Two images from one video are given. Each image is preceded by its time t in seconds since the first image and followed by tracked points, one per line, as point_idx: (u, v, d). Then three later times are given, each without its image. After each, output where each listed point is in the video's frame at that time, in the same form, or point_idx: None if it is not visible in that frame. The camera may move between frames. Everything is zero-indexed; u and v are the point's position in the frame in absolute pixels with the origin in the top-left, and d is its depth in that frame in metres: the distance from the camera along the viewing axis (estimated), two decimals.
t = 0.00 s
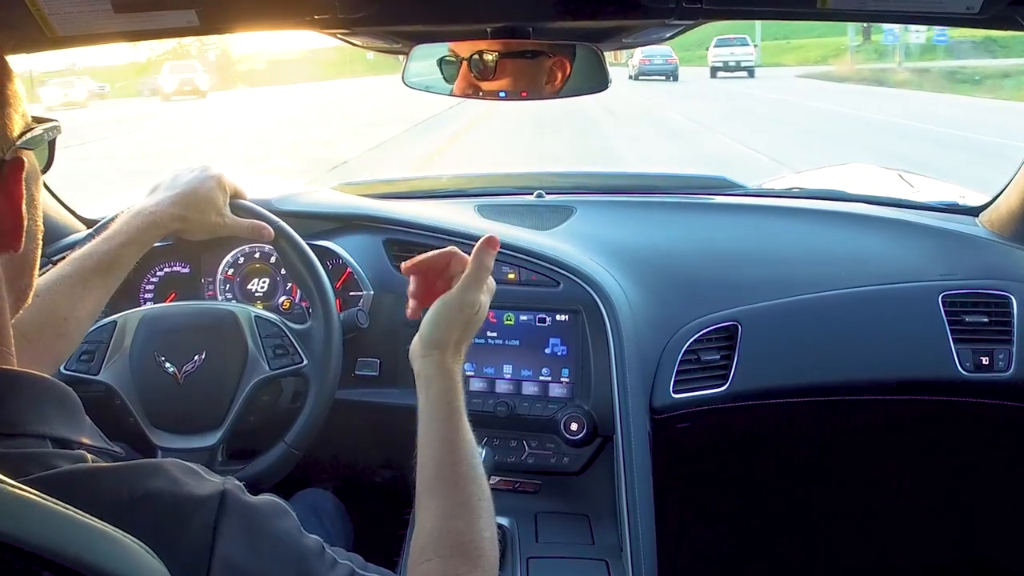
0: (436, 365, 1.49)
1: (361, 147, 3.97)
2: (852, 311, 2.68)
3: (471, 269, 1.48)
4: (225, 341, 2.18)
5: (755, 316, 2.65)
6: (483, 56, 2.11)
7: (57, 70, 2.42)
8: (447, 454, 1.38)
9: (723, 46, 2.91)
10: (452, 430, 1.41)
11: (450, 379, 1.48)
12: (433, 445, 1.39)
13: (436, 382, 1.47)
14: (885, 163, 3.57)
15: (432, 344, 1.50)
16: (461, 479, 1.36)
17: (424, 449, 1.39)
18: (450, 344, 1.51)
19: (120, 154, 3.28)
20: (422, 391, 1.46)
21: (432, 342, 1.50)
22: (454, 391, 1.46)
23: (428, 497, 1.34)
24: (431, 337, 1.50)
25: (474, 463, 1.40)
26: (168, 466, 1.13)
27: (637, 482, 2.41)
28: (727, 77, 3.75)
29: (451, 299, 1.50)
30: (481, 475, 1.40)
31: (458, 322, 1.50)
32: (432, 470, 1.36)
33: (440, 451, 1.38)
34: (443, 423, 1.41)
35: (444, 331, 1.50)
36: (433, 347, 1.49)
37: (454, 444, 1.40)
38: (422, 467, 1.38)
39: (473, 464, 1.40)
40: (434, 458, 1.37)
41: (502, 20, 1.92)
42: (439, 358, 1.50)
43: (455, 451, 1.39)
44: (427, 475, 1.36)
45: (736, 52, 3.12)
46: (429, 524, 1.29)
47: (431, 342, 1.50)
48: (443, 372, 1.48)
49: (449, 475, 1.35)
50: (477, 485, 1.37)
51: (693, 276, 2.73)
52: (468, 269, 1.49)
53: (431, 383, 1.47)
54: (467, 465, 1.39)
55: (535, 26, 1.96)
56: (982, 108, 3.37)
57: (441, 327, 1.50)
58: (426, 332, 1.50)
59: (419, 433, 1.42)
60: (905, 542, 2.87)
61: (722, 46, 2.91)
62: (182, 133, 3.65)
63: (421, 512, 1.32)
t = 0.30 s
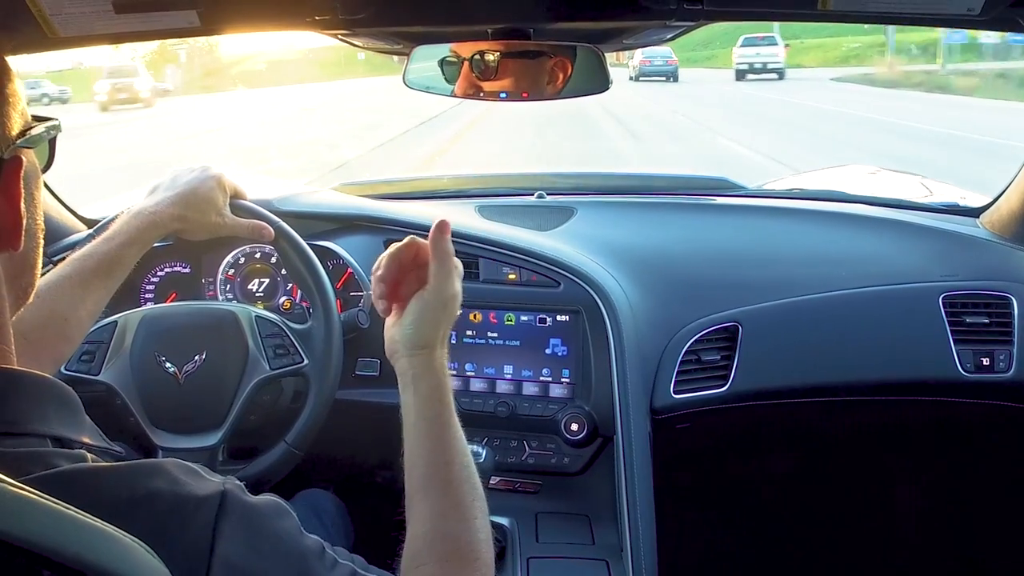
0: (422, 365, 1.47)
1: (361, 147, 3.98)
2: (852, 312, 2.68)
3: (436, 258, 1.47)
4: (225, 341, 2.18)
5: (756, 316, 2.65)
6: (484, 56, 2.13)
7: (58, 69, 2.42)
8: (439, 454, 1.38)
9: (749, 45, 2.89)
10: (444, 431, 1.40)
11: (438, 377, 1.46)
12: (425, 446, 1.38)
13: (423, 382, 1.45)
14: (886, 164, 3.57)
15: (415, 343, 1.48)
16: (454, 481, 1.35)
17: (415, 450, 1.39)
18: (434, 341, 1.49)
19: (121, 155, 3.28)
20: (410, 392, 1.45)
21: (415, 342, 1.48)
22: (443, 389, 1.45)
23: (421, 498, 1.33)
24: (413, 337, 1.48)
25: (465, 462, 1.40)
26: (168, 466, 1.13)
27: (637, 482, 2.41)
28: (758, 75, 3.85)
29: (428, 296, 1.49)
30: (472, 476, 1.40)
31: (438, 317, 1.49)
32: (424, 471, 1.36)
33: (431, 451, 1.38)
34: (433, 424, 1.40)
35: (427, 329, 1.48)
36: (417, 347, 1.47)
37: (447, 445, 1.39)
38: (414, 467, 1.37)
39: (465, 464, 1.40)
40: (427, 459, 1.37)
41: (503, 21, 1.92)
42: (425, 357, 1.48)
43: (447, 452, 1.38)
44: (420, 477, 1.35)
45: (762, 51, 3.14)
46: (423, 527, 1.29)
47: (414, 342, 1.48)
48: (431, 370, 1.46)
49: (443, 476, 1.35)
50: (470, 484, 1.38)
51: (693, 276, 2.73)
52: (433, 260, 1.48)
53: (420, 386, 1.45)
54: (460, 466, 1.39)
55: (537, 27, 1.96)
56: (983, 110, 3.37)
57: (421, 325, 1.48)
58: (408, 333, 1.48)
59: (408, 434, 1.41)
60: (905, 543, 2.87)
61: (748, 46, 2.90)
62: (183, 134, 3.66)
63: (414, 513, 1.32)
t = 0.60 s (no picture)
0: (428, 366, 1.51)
1: (362, 147, 3.98)
2: (853, 311, 2.67)
3: (447, 263, 1.50)
4: (226, 341, 2.18)
5: (757, 315, 2.65)
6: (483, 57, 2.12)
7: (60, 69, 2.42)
8: (441, 455, 1.39)
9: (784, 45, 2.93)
10: (446, 432, 1.42)
11: (442, 379, 1.50)
12: (428, 446, 1.40)
13: (428, 384, 1.48)
14: (886, 164, 3.57)
15: (422, 345, 1.52)
16: (456, 481, 1.36)
17: (418, 451, 1.40)
18: (439, 343, 1.53)
19: (122, 156, 3.29)
20: (414, 393, 1.48)
21: (422, 344, 1.52)
22: (446, 393, 1.48)
23: (422, 498, 1.33)
24: (419, 339, 1.52)
25: (467, 463, 1.42)
26: (169, 464, 1.13)
27: (638, 481, 2.41)
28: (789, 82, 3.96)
29: (435, 300, 1.53)
30: (475, 478, 1.41)
31: (444, 320, 1.53)
32: (427, 472, 1.37)
33: (434, 452, 1.39)
34: (436, 425, 1.43)
35: (433, 331, 1.52)
36: (423, 349, 1.52)
37: (448, 446, 1.41)
38: (416, 468, 1.39)
39: (467, 466, 1.41)
40: (429, 459, 1.38)
41: (503, 21, 1.92)
42: (430, 359, 1.52)
43: (449, 453, 1.40)
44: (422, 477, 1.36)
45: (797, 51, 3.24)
46: (426, 526, 1.29)
47: (420, 344, 1.52)
48: (435, 372, 1.51)
49: (444, 476, 1.36)
50: (472, 485, 1.39)
51: (694, 276, 2.73)
52: (444, 264, 1.51)
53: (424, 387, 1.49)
54: (462, 467, 1.40)
55: (537, 26, 1.96)
56: (984, 110, 3.38)
57: (428, 328, 1.52)
58: (415, 334, 1.52)
59: (411, 436, 1.43)
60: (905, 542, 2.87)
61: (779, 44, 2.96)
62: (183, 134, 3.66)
63: (416, 513, 1.32)
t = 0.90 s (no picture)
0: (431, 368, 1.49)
1: (362, 147, 3.98)
2: (854, 311, 2.67)
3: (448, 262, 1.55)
4: (226, 342, 2.18)
5: (757, 316, 2.65)
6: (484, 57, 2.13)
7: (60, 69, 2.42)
8: (445, 455, 1.39)
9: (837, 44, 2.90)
10: (450, 433, 1.42)
11: (447, 381, 1.48)
12: (431, 446, 1.40)
13: (432, 386, 1.47)
14: (887, 164, 3.57)
15: (425, 348, 1.50)
16: (458, 481, 1.36)
17: (422, 451, 1.40)
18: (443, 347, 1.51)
19: (122, 157, 3.29)
20: (419, 396, 1.47)
21: (425, 346, 1.51)
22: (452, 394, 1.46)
23: (424, 500, 1.34)
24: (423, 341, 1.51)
25: (471, 463, 1.41)
26: (167, 467, 1.13)
27: (640, 482, 2.41)
28: (839, 85, 3.96)
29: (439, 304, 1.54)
30: (479, 477, 1.40)
31: (448, 323, 1.52)
32: (430, 472, 1.37)
33: (436, 453, 1.39)
34: (439, 426, 1.41)
35: (436, 334, 1.51)
36: (427, 351, 1.50)
37: (452, 446, 1.40)
38: (420, 469, 1.39)
39: (471, 465, 1.40)
40: (432, 459, 1.38)
41: (503, 22, 1.92)
42: (434, 361, 1.50)
43: (453, 454, 1.39)
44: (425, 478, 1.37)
45: (846, 52, 3.21)
46: (427, 526, 1.29)
47: (424, 347, 1.51)
48: (439, 375, 1.48)
49: (446, 477, 1.36)
50: (476, 485, 1.38)
51: (695, 276, 2.73)
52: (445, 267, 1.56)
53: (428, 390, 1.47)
54: (466, 467, 1.39)
55: (537, 27, 1.96)
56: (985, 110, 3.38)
57: (431, 330, 1.51)
58: (418, 337, 1.52)
59: (417, 437, 1.43)
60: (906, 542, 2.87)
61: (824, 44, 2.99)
62: (183, 135, 3.66)
63: (419, 513, 1.33)
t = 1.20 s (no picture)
0: (453, 371, 1.49)
1: (361, 147, 3.98)
2: (854, 310, 2.67)
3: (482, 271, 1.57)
4: (228, 341, 2.18)
5: (757, 314, 2.65)
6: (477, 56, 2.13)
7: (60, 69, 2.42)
8: (457, 456, 1.40)
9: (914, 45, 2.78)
10: (463, 433, 1.42)
11: (464, 384, 1.49)
12: (445, 445, 1.40)
13: (450, 387, 1.47)
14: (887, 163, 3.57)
15: (447, 352, 1.51)
16: (468, 481, 1.37)
17: (435, 450, 1.41)
18: (464, 351, 1.52)
19: (121, 157, 3.28)
20: (436, 397, 1.47)
21: (447, 350, 1.51)
22: (467, 396, 1.47)
23: (435, 497, 1.34)
24: (447, 344, 1.51)
25: (482, 467, 1.41)
26: (171, 465, 1.13)
27: (640, 481, 2.41)
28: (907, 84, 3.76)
29: (462, 308, 1.54)
30: (489, 479, 1.41)
31: (470, 327, 1.53)
32: (443, 471, 1.38)
33: (450, 453, 1.39)
34: (454, 427, 1.42)
35: (458, 338, 1.52)
36: (450, 355, 1.50)
37: (465, 447, 1.41)
38: (432, 468, 1.39)
39: (481, 467, 1.41)
40: (445, 458, 1.39)
41: (503, 22, 1.92)
42: (455, 365, 1.50)
43: (465, 455, 1.40)
44: (437, 475, 1.37)
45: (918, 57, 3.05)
46: (439, 521, 1.30)
47: (446, 350, 1.50)
48: (458, 378, 1.49)
49: (457, 476, 1.37)
50: (484, 486, 1.39)
51: (695, 274, 2.73)
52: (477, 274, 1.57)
53: (446, 390, 1.47)
54: (476, 469, 1.40)
55: (537, 26, 1.96)
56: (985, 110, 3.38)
57: (454, 334, 1.51)
58: (441, 339, 1.51)
59: (431, 436, 1.43)
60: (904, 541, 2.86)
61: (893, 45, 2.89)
62: (182, 135, 3.66)
63: (430, 511, 1.33)
